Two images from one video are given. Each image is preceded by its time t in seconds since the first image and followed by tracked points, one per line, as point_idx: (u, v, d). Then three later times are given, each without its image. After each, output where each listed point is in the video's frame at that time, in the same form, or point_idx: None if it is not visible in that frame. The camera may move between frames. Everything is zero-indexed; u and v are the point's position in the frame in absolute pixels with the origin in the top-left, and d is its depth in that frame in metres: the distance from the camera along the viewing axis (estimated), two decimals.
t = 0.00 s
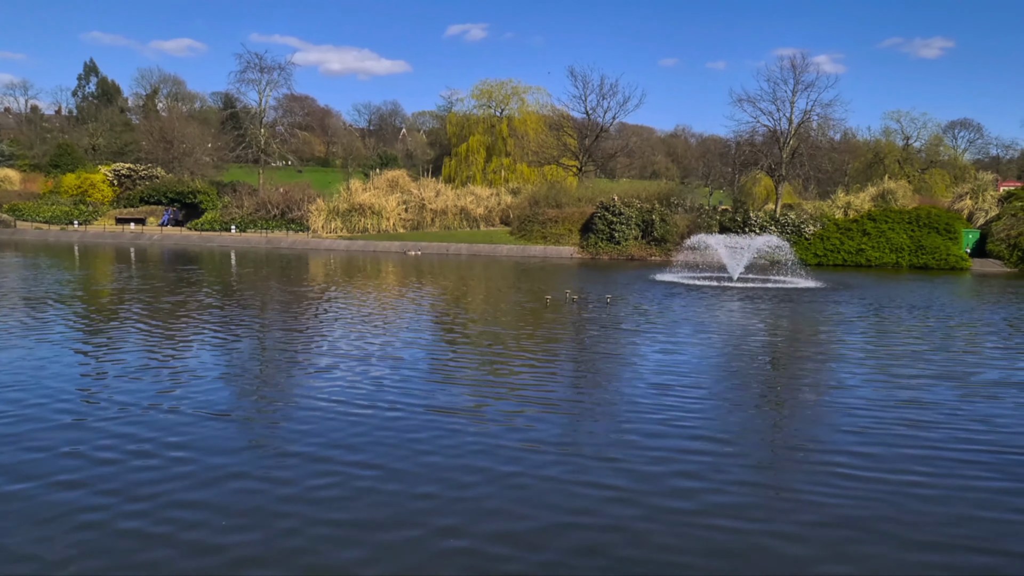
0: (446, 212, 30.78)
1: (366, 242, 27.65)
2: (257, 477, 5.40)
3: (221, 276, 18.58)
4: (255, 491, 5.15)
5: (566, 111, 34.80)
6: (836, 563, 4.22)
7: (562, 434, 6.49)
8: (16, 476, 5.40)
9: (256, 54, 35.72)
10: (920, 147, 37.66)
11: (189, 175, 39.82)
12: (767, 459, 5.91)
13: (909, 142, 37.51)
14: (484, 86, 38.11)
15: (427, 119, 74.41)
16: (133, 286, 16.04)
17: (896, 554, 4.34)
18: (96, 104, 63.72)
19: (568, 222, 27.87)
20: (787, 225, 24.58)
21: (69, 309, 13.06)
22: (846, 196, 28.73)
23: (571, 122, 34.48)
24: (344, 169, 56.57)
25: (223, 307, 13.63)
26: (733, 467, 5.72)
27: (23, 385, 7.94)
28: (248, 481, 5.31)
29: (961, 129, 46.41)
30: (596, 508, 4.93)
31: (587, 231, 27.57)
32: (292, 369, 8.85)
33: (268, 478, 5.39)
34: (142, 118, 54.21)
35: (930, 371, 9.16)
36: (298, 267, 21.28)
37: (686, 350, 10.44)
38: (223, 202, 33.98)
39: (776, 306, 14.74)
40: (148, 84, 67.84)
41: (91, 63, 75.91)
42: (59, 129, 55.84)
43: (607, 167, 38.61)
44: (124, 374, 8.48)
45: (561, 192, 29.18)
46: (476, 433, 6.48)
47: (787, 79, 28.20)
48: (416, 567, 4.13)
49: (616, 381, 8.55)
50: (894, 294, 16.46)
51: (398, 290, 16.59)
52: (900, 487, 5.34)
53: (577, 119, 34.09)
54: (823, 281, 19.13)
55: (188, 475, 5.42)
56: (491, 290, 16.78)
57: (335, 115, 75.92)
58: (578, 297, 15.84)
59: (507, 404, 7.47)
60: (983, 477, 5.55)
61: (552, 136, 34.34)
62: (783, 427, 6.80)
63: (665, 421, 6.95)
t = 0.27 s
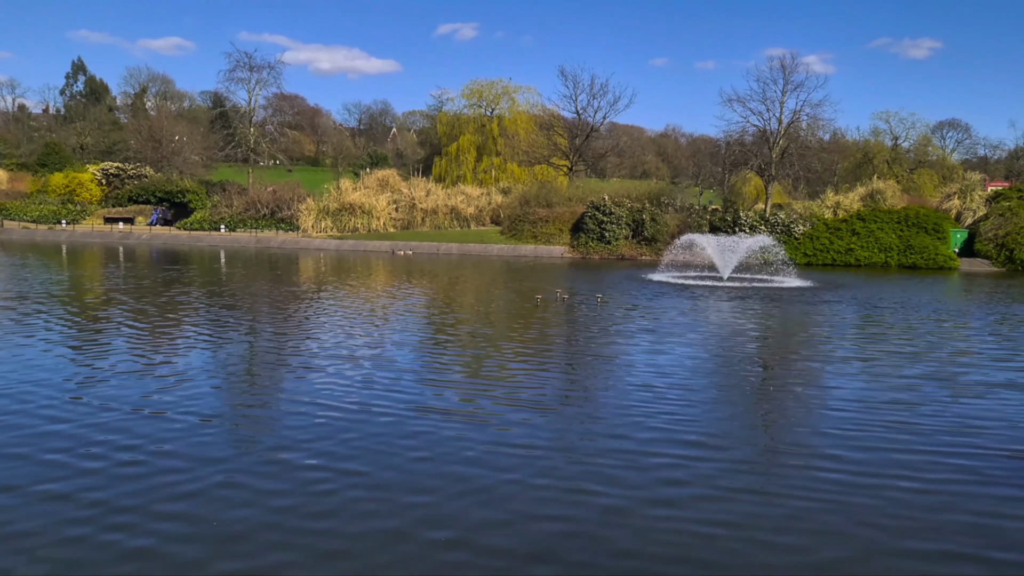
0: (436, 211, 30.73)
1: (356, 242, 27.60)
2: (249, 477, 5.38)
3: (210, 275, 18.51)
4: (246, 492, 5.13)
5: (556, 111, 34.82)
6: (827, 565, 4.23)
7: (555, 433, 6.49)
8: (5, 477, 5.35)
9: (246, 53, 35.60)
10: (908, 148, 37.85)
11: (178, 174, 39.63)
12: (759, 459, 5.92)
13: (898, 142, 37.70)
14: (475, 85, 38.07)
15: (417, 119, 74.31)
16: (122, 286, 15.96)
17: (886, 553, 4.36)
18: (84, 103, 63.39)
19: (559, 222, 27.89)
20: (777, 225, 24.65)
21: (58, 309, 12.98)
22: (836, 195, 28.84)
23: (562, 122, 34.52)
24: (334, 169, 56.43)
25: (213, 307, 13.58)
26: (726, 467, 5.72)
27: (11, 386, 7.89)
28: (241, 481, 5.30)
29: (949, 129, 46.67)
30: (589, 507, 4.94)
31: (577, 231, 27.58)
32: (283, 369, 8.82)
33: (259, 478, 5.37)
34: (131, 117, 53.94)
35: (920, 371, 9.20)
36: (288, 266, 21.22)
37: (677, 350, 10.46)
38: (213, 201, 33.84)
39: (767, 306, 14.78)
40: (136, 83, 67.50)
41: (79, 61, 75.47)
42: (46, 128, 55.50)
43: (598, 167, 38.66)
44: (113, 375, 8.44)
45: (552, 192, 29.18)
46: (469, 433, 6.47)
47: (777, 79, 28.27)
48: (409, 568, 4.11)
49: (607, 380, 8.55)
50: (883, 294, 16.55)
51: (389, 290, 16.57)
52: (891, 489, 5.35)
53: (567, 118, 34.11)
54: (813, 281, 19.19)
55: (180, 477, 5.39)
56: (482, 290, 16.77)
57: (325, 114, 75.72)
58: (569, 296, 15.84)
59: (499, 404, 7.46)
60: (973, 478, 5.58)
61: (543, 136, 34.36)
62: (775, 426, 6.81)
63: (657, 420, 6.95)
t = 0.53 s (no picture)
0: (428, 213, 30.68)
1: (348, 243, 27.56)
2: (238, 483, 5.34)
3: (202, 276, 18.46)
4: (235, 498, 5.09)
5: (548, 112, 34.85)
6: (819, 571, 4.21)
7: (546, 437, 6.49)
8: None
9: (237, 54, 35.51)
10: (899, 149, 38.01)
11: (169, 175, 39.50)
12: (749, 462, 5.93)
13: (888, 144, 37.85)
14: (467, 87, 38.04)
15: (410, 120, 74.23)
16: (113, 288, 15.90)
17: (878, 559, 4.34)
18: (74, 103, 63.14)
19: (551, 223, 27.91)
20: (769, 226, 24.72)
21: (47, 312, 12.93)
22: (827, 197, 28.93)
23: (554, 123, 34.55)
24: (325, 170, 56.33)
25: (204, 309, 13.54)
26: (716, 470, 5.73)
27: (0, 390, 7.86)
28: (229, 487, 5.26)
29: (939, 130, 46.88)
30: (580, 513, 4.91)
31: (569, 232, 27.60)
32: (274, 373, 8.80)
33: (249, 484, 5.33)
34: (121, 118, 53.72)
35: (910, 373, 9.23)
36: (279, 268, 21.19)
37: (668, 352, 10.48)
38: (204, 202, 33.73)
39: (758, 307, 14.82)
40: (127, 83, 67.25)
41: (70, 62, 75.15)
42: (36, 129, 55.23)
43: (590, 168, 38.69)
44: (103, 378, 8.41)
45: (544, 193, 29.19)
46: (460, 437, 6.46)
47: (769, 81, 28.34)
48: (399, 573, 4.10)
49: (598, 383, 8.56)
50: (874, 295, 16.61)
51: (381, 291, 16.55)
52: (883, 493, 5.34)
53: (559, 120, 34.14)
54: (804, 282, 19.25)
55: (168, 483, 5.35)
56: (473, 291, 16.76)
57: (317, 115, 75.59)
58: (560, 297, 15.85)
59: (489, 407, 7.46)
60: (965, 481, 5.57)
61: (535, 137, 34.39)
62: (765, 429, 6.82)
63: (649, 423, 6.95)
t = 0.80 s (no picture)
0: (418, 213, 30.62)
1: (338, 244, 27.48)
2: (225, 485, 5.31)
3: (191, 277, 18.37)
4: (226, 501, 5.05)
5: (539, 113, 34.86)
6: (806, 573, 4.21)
7: (537, 438, 6.48)
8: None
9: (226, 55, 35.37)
10: (888, 151, 38.19)
11: (158, 176, 39.31)
12: (742, 463, 5.93)
13: (877, 145, 38.03)
14: (457, 87, 37.99)
15: (400, 120, 74.10)
16: (101, 289, 15.81)
17: (873, 560, 4.33)
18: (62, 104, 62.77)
19: (542, 224, 27.92)
20: (758, 227, 24.80)
21: (35, 313, 12.84)
22: (816, 198, 29.03)
23: (544, 124, 34.57)
24: (315, 170, 56.18)
25: (193, 310, 13.47)
26: (708, 471, 5.73)
27: None
28: (217, 490, 5.23)
29: (928, 132, 47.13)
30: (572, 515, 4.91)
31: (560, 233, 27.61)
32: (264, 374, 8.75)
33: (238, 487, 5.30)
34: (109, 118, 53.45)
35: (900, 374, 9.26)
36: (269, 269, 21.11)
37: (660, 353, 10.48)
38: (193, 203, 33.59)
39: (749, 308, 14.85)
40: (115, 84, 66.89)
41: (58, 62, 74.71)
42: (23, 129, 54.89)
43: (580, 169, 38.72)
44: (91, 380, 8.34)
45: (535, 194, 29.18)
46: (452, 438, 6.43)
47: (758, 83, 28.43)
48: None
49: (590, 384, 8.56)
50: (864, 296, 16.67)
51: (371, 293, 16.51)
52: (871, 494, 5.36)
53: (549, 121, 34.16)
54: (794, 283, 19.32)
55: (157, 485, 5.31)
56: (464, 293, 16.74)
57: (307, 115, 75.39)
58: (551, 299, 15.84)
59: (481, 408, 7.43)
60: (955, 483, 5.59)
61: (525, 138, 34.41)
62: (757, 430, 6.82)
63: (641, 424, 6.95)
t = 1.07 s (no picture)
0: (412, 214, 30.57)
1: (331, 244, 27.43)
2: (216, 493, 5.29)
3: (184, 278, 18.31)
4: (216, 509, 5.03)
5: (532, 113, 34.85)
6: None
7: (530, 443, 6.46)
8: None
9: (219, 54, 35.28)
10: (881, 152, 38.29)
11: (150, 175, 39.17)
12: (734, 467, 5.93)
13: (870, 146, 38.14)
14: (451, 87, 37.93)
15: (394, 120, 73.99)
16: (93, 289, 15.75)
17: (864, 566, 4.33)
18: (54, 103, 62.52)
19: (535, 224, 27.92)
20: (751, 228, 24.85)
21: (27, 314, 12.78)
22: (809, 199, 29.09)
23: (538, 124, 34.57)
24: (309, 170, 56.04)
25: (186, 311, 13.42)
26: (701, 476, 5.72)
27: None
28: (207, 498, 5.21)
29: (920, 133, 47.27)
30: (564, 522, 4.90)
31: (553, 234, 27.61)
32: (256, 378, 8.72)
33: (229, 494, 5.28)
34: (102, 118, 53.26)
35: (892, 376, 9.28)
36: (262, 269, 21.06)
37: (653, 356, 10.48)
38: (185, 203, 33.49)
39: (742, 309, 14.86)
40: (108, 84, 66.66)
41: (50, 61, 74.43)
42: (15, 128, 54.65)
43: (574, 169, 38.73)
44: (82, 384, 8.30)
45: (528, 194, 29.17)
46: (444, 443, 6.41)
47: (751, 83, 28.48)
48: None
49: (582, 387, 8.55)
50: (856, 297, 16.71)
51: (364, 293, 16.49)
52: (862, 498, 5.37)
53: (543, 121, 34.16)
54: (787, 284, 19.35)
55: (147, 493, 5.29)
56: (457, 293, 16.72)
57: (300, 115, 75.22)
58: (544, 300, 15.82)
59: (473, 411, 7.42)
60: (946, 487, 5.60)
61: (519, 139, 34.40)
62: (750, 434, 6.81)
63: (633, 428, 6.94)
